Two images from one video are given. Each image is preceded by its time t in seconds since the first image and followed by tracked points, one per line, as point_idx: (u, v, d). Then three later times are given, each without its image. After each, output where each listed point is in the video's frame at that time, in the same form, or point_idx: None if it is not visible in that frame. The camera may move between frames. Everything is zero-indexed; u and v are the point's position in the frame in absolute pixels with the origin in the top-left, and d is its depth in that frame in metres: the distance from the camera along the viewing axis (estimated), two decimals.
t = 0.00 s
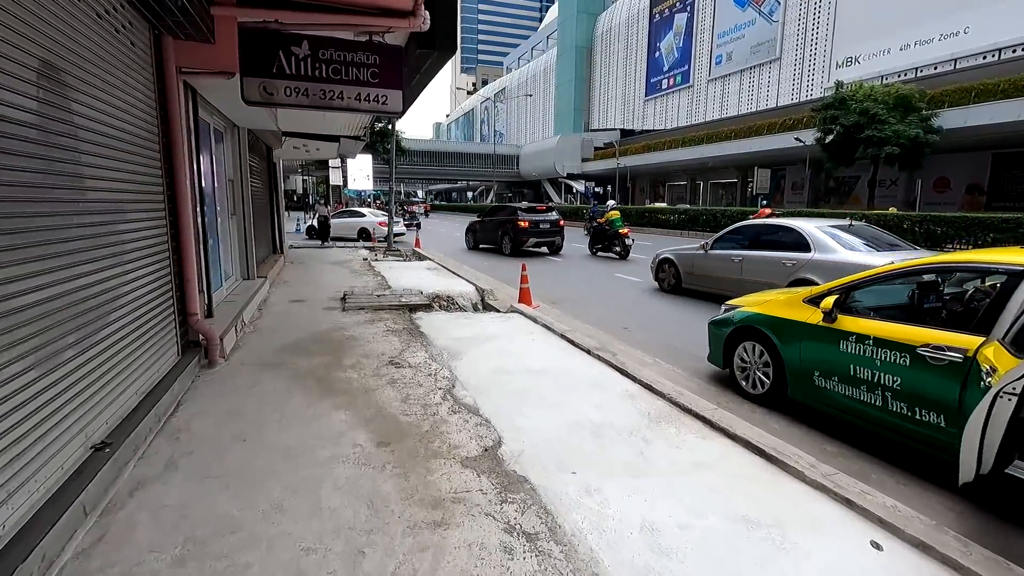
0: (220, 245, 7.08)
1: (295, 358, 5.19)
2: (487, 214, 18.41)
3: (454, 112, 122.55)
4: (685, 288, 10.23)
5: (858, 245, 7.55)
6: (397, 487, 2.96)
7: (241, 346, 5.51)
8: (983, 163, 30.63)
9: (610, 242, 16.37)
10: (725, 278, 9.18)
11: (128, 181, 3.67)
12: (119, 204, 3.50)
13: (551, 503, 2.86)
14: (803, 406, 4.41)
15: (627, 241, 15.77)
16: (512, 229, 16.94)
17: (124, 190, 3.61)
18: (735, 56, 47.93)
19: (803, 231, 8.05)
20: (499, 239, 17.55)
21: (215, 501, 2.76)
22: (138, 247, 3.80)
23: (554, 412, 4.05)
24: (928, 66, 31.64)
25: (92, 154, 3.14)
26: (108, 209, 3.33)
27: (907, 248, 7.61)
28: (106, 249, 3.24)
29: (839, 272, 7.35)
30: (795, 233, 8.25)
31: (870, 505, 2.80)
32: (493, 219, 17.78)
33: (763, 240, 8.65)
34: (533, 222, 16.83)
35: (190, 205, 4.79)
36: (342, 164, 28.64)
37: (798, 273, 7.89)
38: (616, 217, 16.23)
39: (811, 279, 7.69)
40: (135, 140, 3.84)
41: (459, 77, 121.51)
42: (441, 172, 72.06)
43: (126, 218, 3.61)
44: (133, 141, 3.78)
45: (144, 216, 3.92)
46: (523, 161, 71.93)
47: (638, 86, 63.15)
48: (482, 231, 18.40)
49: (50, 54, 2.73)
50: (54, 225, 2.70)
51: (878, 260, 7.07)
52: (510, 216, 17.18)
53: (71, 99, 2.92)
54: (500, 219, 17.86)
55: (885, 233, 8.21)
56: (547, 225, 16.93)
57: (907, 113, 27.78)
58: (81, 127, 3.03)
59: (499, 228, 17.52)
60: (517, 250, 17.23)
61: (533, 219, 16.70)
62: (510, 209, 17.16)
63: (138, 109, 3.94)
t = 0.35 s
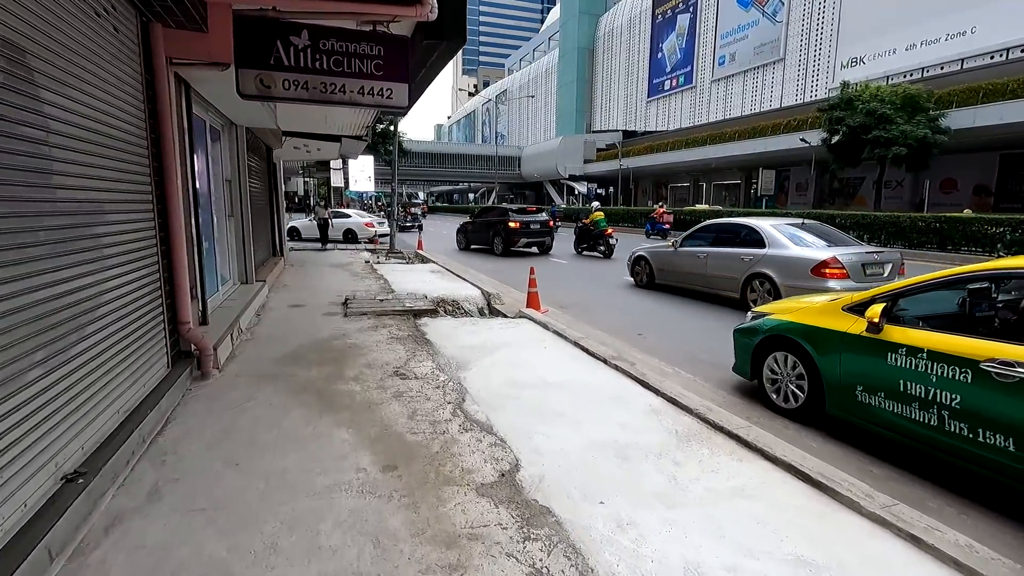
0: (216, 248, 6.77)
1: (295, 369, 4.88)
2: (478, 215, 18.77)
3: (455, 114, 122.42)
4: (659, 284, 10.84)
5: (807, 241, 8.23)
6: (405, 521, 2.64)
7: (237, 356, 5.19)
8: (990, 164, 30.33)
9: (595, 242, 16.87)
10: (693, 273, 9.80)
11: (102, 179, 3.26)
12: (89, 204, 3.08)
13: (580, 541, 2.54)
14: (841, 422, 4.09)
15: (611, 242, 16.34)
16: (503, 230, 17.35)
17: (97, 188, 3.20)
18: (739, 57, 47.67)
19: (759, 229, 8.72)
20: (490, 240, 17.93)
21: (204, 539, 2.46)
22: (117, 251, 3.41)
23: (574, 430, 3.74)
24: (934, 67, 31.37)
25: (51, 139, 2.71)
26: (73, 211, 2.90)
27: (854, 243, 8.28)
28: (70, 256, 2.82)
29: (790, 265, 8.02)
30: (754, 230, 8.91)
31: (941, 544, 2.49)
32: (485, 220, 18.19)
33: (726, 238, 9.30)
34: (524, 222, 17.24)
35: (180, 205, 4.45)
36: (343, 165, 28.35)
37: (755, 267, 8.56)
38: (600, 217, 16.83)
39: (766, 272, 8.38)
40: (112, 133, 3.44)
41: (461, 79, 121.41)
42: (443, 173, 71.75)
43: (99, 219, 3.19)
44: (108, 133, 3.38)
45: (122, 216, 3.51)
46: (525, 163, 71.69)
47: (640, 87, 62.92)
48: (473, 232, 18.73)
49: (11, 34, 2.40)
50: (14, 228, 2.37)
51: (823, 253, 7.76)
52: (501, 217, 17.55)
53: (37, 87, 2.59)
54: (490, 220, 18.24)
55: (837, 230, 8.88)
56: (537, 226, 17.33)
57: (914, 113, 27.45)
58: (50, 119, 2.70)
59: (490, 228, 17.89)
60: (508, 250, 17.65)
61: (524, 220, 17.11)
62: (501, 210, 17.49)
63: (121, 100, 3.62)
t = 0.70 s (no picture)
0: (214, 252, 6.49)
1: (293, 383, 4.58)
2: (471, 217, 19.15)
3: (460, 116, 122.48)
4: (637, 281, 11.27)
5: (766, 241, 8.82)
6: (413, 568, 2.34)
7: (232, 369, 4.89)
8: (1002, 165, 29.83)
9: (583, 242, 17.38)
10: (667, 273, 10.27)
11: (70, 186, 2.89)
12: (50, 215, 2.68)
13: None
14: (884, 445, 3.76)
15: (600, 242, 16.74)
16: (496, 232, 17.68)
17: (64, 196, 2.82)
18: (746, 58, 47.27)
19: (725, 229, 9.28)
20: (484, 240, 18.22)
21: None
22: (91, 265, 3.04)
23: (594, 455, 3.43)
24: (945, 67, 30.93)
25: (11, 134, 2.39)
26: (28, 223, 2.49)
27: (811, 243, 8.90)
28: (23, 276, 2.41)
29: (749, 263, 8.63)
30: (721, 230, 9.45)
31: None
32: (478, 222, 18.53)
33: (696, 237, 9.83)
34: (517, 224, 17.61)
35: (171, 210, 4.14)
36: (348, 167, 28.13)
37: (720, 264, 9.11)
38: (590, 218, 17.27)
39: (728, 270, 8.95)
40: (86, 134, 3.08)
41: (465, 81, 121.40)
42: (447, 175, 71.52)
43: (66, 229, 2.82)
44: (81, 135, 3.02)
45: (97, 228, 3.14)
46: (530, 164, 71.42)
47: (646, 89, 62.56)
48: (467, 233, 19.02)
49: None
50: None
51: (778, 252, 8.40)
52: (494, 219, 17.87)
53: None
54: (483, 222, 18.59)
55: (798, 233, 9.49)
56: (530, 228, 17.66)
57: (926, 114, 27.00)
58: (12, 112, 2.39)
59: (484, 229, 18.20)
60: (502, 251, 18.13)
61: (517, 222, 17.47)
62: (495, 212, 17.81)
63: (103, 95, 3.32)
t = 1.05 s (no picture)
0: (202, 255, 6.15)
1: (282, 397, 4.24)
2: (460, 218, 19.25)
3: (460, 117, 122.30)
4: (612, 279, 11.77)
5: (726, 239, 9.30)
6: None
7: (215, 381, 4.55)
8: (1009, 166, 29.46)
9: (569, 242, 17.67)
10: (642, 270, 10.66)
11: (15, 180, 2.50)
12: None
13: None
14: (929, 468, 3.42)
15: (585, 243, 16.99)
16: (486, 232, 17.79)
17: (6, 193, 2.43)
18: (748, 59, 46.95)
19: (688, 228, 9.76)
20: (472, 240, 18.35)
21: None
22: (44, 273, 2.67)
23: (612, 483, 3.09)
24: (950, 68, 30.59)
25: None
26: None
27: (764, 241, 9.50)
28: None
29: (709, 259, 9.09)
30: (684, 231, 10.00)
31: None
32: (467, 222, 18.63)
33: (664, 237, 10.33)
34: (505, 225, 17.77)
35: (144, 208, 3.79)
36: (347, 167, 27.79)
37: (685, 262, 9.56)
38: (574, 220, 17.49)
39: (690, 266, 9.45)
40: (37, 121, 2.67)
41: (466, 82, 121.23)
42: (448, 177, 71.19)
43: (15, 229, 2.47)
44: (31, 122, 2.62)
45: (51, 227, 2.75)
46: (530, 165, 71.12)
47: (647, 90, 62.26)
48: (456, 233, 19.11)
49: None
50: None
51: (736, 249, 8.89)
52: (484, 219, 17.97)
53: None
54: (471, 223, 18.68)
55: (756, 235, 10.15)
56: (519, 228, 17.79)
57: (932, 115, 26.63)
58: None
59: (473, 229, 18.30)
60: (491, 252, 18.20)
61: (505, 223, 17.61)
62: (484, 213, 17.89)
63: (66, 81, 2.98)
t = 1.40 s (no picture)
0: (189, 260, 5.84)
1: (270, 415, 3.93)
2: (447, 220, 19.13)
3: (459, 120, 122.35)
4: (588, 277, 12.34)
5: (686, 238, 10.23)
6: None
7: (199, 397, 4.24)
8: (1010, 168, 29.24)
9: (554, 244, 17.77)
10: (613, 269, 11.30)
11: None
12: None
13: None
14: (980, 498, 3.11)
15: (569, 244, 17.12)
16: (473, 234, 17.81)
17: None
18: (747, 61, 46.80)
19: (656, 228, 10.50)
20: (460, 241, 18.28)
21: None
22: None
23: (635, 517, 2.77)
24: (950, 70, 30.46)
25: None
26: None
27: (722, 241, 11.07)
28: None
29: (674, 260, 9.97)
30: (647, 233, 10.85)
31: None
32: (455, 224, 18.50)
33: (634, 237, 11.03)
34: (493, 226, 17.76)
35: (117, 209, 3.44)
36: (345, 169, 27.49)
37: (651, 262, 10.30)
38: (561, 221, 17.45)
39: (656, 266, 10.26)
40: None
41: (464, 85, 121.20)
42: (446, 178, 70.91)
43: None
44: None
45: None
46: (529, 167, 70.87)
47: (645, 92, 62.09)
48: (442, 235, 19.03)
49: None
50: None
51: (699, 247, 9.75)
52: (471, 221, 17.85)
53: None
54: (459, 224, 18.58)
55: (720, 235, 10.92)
56: (506, 230, 17.79)
57: (934, 117, 26.38)
58: None
59: (460, 231, 18.22)
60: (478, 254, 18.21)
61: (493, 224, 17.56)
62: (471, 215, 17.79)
63: (28, 68, 2.64)
